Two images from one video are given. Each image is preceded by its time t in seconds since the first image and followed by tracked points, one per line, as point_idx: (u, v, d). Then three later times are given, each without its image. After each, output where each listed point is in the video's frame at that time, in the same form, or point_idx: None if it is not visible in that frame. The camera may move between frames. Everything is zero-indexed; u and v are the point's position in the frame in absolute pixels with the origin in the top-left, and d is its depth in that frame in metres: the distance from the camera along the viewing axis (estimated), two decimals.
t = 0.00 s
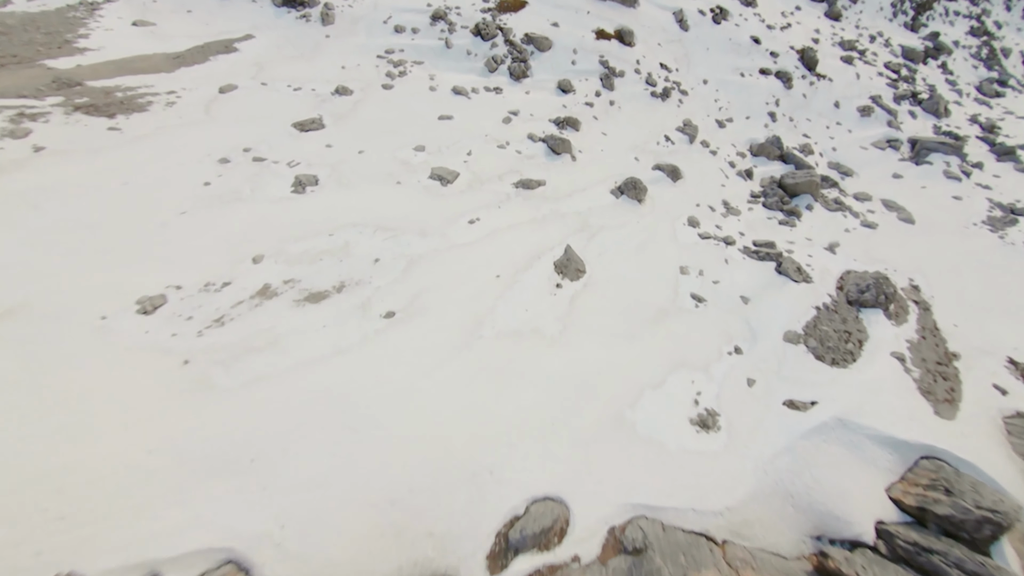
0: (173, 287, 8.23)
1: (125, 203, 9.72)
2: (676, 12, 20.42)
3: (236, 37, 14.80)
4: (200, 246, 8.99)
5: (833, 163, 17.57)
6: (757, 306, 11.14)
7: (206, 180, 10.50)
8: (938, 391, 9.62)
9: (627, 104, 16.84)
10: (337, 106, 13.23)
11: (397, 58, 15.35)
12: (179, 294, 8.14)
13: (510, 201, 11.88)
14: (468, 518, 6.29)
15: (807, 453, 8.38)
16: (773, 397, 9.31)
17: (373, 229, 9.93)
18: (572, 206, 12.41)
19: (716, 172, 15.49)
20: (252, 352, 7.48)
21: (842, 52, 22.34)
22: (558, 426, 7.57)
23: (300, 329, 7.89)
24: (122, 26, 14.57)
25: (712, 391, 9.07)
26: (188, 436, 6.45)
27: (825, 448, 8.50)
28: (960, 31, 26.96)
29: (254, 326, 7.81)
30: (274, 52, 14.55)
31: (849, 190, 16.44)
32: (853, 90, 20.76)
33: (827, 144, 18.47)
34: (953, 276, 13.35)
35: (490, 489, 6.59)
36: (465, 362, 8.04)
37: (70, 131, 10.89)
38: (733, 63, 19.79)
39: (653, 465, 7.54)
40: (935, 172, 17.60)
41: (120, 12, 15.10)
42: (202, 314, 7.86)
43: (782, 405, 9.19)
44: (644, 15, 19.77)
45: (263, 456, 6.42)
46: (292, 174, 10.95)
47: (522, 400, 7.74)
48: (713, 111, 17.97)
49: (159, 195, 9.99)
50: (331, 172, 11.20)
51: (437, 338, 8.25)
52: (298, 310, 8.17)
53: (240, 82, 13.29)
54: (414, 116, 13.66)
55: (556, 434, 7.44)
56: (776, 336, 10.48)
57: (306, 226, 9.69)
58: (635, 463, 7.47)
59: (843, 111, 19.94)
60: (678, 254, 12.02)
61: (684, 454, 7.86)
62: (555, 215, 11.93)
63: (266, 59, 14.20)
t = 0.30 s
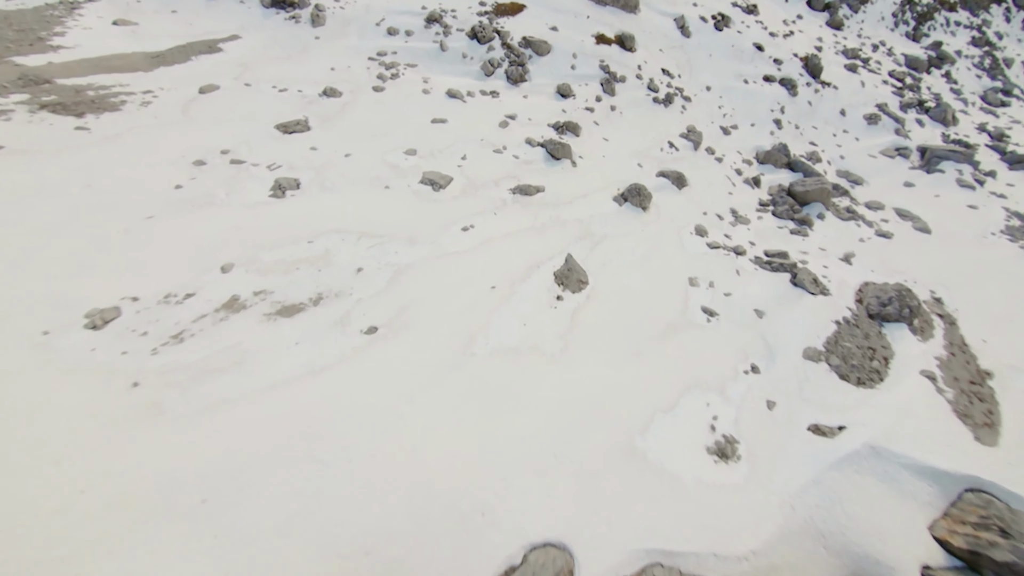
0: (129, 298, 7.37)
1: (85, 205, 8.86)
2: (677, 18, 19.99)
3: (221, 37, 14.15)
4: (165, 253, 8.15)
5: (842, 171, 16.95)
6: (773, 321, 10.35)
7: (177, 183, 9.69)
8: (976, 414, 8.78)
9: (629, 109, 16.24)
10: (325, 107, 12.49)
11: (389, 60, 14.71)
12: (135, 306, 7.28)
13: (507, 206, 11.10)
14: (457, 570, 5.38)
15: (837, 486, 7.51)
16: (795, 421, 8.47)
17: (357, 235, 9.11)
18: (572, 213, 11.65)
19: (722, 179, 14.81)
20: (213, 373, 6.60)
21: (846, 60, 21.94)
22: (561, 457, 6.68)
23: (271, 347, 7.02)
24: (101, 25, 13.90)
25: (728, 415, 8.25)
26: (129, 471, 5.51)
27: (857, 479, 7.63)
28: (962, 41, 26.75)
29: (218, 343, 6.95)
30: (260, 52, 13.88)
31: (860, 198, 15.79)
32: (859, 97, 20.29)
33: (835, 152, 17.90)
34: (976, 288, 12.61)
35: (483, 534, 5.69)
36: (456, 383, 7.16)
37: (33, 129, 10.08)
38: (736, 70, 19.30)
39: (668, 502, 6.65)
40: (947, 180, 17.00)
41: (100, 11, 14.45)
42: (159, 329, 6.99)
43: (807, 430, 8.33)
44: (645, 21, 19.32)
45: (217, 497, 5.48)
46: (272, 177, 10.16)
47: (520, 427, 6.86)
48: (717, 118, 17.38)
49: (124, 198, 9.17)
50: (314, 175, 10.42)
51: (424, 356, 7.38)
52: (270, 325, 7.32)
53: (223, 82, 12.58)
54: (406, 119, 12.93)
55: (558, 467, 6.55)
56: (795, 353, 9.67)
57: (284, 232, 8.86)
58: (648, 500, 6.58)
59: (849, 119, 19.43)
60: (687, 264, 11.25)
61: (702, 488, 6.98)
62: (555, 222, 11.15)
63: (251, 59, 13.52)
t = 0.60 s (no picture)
0: (63, 314, 6.34)
1: (29, 207, 7.83)
2: (679, 27, 19.54)
3: (204, 39, 13.43)
4: (114, 263, 7.16)
5: (855, 183, 16.22)
6: (795, 340, 9.39)
7: (139, 187, 8.76)
8: None
9: (631, 118, 15.55)
10: (309, 110, 11.67)
11: (380, 65, 13.97)
12: (69, 323, 6.25)
13: (503, 214, 10.18)
14: None
15: (885, 534, 6.44)
16: (831, 456, 7.43)
17: (335, 244, 8.15)
18: (574, 223, 10.75)
19: (731, 190, 14.00)
20: (151, 404, 5.54)
21: (850, 71, 21.49)
22: (567, 504, 5.62)
23: (226, 372, 6.00)
24: (76, 25, 13.15)
25: (755, 449, 7.24)
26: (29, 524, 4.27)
27: (908, 526, 6.56)
28: (964, 55, 26.48)
29: (162, 367, 5.91)
30: (244, 55, 13.15)
31: (875, 210, 15.01)
32: (866, 109, 19.75)
33: (845, 163, 17.21)
34: (1009, 305, 11.72)
35: None
36: (443, 415, 6.13)
37: None
38: (740, 80, 18.76)
39: (695, 558, 5.57)
40: (964, 192, 16.28)
41: (77, 11, 13.75)
42: (93, 351, 5.96)
43: (844, 466, 7.30)
44: (646, 30, 18.84)
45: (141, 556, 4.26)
46: (245, 181, 9.25)
47: (518, 468, 5.81)
48: (722, 128, 16.69)
49: (76, 201, 8.18)
50: (293, 180, 9.52)
51: (405, 383, 6.35)
52: (226, 346, 6.31)
53: (201, 84, 11.79)
54: (396, 122, 12.09)
55: (564, 518, 5.48)
56: (823, 377, 8.70)
57: (252, 240, 7.91)
58: (672, 557, 5.50)
59: (858, 131, 18.82)
60: (699, 278, 10.34)
61: (733, 540, 5.91)
62: (556, 232, 10.22)
63: (234, 61, 12.78)
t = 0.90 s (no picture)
0: None
1: None
2: (679, 40, 19.25)
3: (188, 44, 12.85)
4: (57, 274, 6.28)
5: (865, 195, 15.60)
6: (820, 362, 8.57)
7: (99, 192, 7.95)
8: None
9: (633, 127, 14.99)
10: (294, 115, 11.01)
11: (372, 71, 13.37)
12: None
13: (500, 224, 9.39)
14: None
15: None
16: (871, 495, 6.56)
17: (312, 254, 7.34)
18: (576, 234, 9.96)
19: (740, 201, 13.34)
20: (74, 441, 4.56)
21: (853, 84, 21.16)
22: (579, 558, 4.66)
23: (172, 402, 5.10)
24: (53, 28, 12.54)
25: (786, 488, 6.35)
26: None
27: None
28: (964, 69, 26.35)
29: (94, 396, 5.00)
30: (229, 60, 12.57)
31: (890, 222, 14.34)
32: (872, 121, 19.33)
33: (854, 175, 16.66)
34: None
35: None
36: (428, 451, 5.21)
37: None
38: (743, 92, 18.34)
39: None
40: (979, 204, 15.66)
41: (56, 15, 13.16)
42: (14, 377, 5.04)
43: (887, 507, 6.41)
44: (646, 41, 18.50)
45: None
46: (218, 188, 8.48)
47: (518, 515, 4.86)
48: (727, 139, 16.15)
49: (24, 206, 7.34)
50: (272, 186, 8.76)
51: (385, 412, 5.48)
52: (175, 370, 5.42)
53: (180, 87, 11.15)
54: (386, 129, 11.40)
55: None
56: (854, 403, 7.86)
57: (219, 249, 7.10)
58: None
59: (865, 143, 18.34)
60: (712, 294, 9.56)
61: None
62: (557, 243, 9.42)
63: (217, 66, 12.17)
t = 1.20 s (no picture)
0: None
1: None
2: (680, 57, 18.94)
3: (169, 53, 12.24)
4: None
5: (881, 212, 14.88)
6: (858, 393, 7.57)
7: (42, 198, 7.02)
8: None
9: (637, 142, 14.35)
10: (275, 124, 10.27)
11: (362, 82, 12.73)
12: None
13: (497, 237, 8.46)
14: None
15: None
16: (945, 555, 5.43)
17: (278, 269, 6.41)
18: (580, 250, 9.04)
19: (752, 218, 12.54)
20: None
21: (857, 103, 20.82)
22: None
23: (76, 448, 4.00)
24: (25, 34, 11.87)
25: (843, 548, 5.23)
26: None
27: None
28: (964, 90, 26.30)
29: None
30: (211, 69, 11.94)
31: (910, 240, 13.54)
32: (879, 139, 18.86)
33: (866, 193, 16.00)
34: None
35: None
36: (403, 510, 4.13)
37: None
38: (747, 109, 17.89)
39: None
40: (1001, 221, 14.92)
41: (31, 22, 12.55)
42: None
43: (965, 570, 5.29)
44: (646, 59, 18.16)
45: None
46: (180, 197, 7.60)
47: None
48: (733, 155, 15.52)
49: None
50: (243, 197, 7.90)
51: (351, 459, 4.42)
52: (90, 405, 4.37)
53: (154, 94, 10.44)
54: (374, 138, 10.64)
55: None
56: (903, 441, 6.82)
57: (171, 262, 6.16)
58: None
59: (874, 161, 17.76)
60: (731, 316, 8.62)
61: None
62: (559, 259, 8.50)
63: (198, 75, 11.52)
